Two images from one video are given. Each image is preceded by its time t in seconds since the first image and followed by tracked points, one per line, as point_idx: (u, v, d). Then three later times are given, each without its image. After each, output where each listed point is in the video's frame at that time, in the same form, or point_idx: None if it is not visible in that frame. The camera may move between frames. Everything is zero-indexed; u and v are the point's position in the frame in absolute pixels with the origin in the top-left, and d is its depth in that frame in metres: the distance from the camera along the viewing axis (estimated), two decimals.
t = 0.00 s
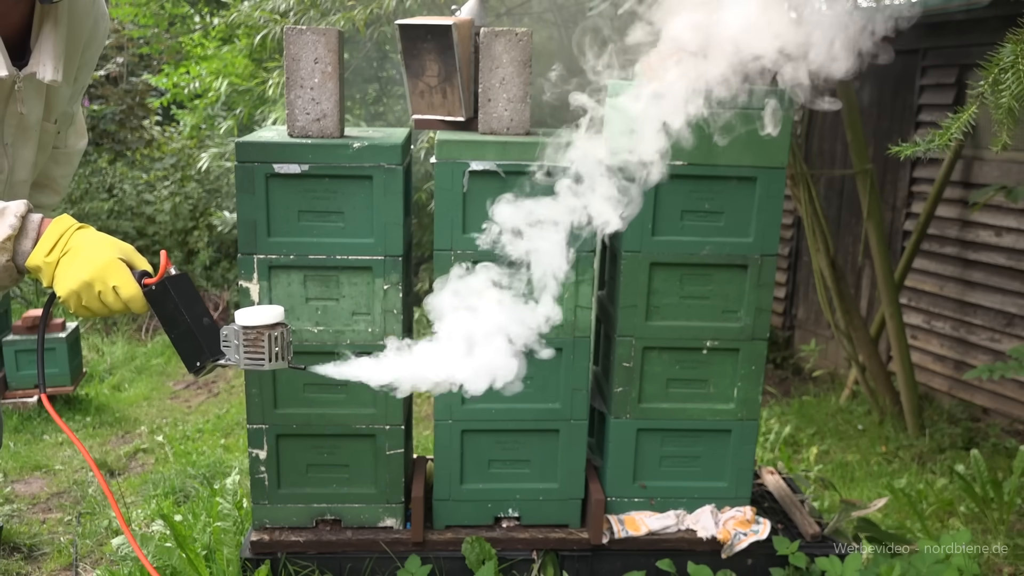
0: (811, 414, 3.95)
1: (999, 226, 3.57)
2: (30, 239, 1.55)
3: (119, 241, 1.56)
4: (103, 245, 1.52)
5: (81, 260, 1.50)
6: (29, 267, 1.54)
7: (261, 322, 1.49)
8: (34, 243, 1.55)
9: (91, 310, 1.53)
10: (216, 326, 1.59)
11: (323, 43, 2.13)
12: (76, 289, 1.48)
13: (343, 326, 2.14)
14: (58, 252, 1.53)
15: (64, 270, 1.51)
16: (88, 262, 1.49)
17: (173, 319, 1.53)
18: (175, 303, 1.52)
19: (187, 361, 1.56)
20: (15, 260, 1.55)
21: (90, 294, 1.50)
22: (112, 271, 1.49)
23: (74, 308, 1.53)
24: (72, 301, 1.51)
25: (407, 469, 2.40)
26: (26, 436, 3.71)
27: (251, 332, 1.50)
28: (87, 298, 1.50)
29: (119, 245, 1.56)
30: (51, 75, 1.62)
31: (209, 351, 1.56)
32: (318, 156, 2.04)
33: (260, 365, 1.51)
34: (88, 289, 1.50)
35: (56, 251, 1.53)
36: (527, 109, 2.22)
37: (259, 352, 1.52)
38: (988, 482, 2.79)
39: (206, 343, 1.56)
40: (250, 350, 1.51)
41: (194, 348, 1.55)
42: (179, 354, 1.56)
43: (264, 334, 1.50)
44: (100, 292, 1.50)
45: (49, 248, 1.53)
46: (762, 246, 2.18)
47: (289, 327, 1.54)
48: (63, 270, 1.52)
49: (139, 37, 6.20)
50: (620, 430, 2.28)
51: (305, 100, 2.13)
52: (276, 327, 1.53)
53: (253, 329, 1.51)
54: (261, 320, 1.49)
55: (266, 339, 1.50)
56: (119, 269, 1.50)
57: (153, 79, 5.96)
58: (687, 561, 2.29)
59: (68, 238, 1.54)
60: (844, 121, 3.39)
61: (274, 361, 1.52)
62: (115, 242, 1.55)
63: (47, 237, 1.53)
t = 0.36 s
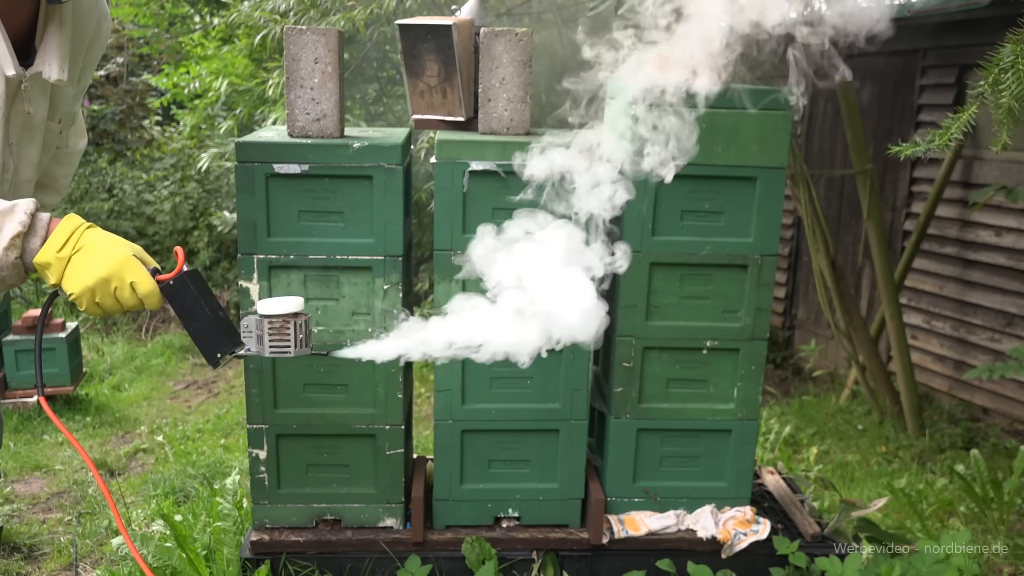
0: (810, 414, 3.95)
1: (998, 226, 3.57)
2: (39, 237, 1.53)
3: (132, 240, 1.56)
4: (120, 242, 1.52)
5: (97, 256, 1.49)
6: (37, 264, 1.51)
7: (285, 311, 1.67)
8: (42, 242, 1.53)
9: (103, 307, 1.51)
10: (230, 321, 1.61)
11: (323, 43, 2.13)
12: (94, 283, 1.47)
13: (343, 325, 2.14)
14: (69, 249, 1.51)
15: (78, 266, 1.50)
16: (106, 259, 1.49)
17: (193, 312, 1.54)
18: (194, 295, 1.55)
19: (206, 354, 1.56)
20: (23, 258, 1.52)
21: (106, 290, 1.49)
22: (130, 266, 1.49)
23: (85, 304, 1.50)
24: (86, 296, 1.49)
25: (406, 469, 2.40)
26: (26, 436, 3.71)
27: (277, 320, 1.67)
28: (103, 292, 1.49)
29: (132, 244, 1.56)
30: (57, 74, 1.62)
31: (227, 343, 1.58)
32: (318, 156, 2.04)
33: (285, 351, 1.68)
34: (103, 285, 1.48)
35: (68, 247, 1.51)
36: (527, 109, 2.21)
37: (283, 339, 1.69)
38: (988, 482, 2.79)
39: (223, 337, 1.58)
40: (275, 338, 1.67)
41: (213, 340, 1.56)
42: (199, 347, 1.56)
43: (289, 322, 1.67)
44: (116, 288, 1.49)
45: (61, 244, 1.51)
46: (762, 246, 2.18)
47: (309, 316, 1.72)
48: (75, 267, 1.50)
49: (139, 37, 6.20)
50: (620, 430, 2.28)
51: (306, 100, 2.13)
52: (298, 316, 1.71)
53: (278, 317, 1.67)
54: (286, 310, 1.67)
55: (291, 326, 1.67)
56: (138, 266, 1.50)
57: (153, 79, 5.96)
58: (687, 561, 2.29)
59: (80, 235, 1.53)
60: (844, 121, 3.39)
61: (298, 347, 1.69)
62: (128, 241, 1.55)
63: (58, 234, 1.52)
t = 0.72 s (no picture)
0: (810, 414, 3.95)
1: (998, 226, 3.57)
2: (56, 233, 1.52)
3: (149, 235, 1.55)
4: (139, 236, 1.51)
5: (118, 251, 1.48)
6: (55, 260, 1.49)
7: (308, 300, 1.67)
8: (60, 237, 1.52)
9: (125, 302, 1.50)
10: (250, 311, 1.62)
11: (323, 43, 2.13)
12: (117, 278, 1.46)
13: (343, 326, 2.15)
14: (88, 245, 1.50)
15: (98, 261, 1.49)
16: (127, 253, 1.48)
17: (214, 304, 1.55)
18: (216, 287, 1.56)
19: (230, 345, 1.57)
20: (40, 254, 1.51)
21: (128, 285, 1.48)
22: (152, 261, 1.49)
23: (108, 300, 1.49)
24: (108, 292, 1.47)
25: (406, 469, 2.40)
26: (26, 435, 3.71)
27: (300, 309, 1.67)
28: (125, 287, 1.48)
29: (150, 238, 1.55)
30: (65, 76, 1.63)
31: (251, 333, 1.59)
32: (319, 156, 2.04)
33: (310, 340, 1.68)
34: (126, 280, 1.47)
35: (87, 243, 1.50)
36: (527, 109, 2.22)
37: (307, 328, 1.69)
38: (988, 482, 2.79)
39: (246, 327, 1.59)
40: (298, 327, 1.68)
41: (238, 331, 1.57)
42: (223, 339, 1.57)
43: (312, 310, 1.67)
44: (138, 283, 1.48)
45: (79, 240, 1.49)
46: (762, 246, 2.18)
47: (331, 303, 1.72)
48: (96, 263, 1.49)
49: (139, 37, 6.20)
50: (620, 430, 2.28)
51: (306, 100, 2.13)
52: (320, 303, 1.71)
53: (301, 306, 1.68)
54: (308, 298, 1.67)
55: (314, 314, 1.67)
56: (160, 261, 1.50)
57: (153, 79, 5.96)
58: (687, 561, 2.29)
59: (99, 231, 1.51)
60: (844, 121, 3.39)
61: (322, 334, 1.70)
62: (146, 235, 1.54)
63: (76, 230, 1.50)
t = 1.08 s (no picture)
0: (810, 414, 3.95)
1: (998, 226, 3.57)
2: (70, 231, 1.50)
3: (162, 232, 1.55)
4: (154, 233, 1.51)
5: (134, 248, 1.48)
6: (68, 258, 1.48)
7: (322, 296, 1.66)
8: (72, 236, 1.51)
9: (139, 300, 1.50)
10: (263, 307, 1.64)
11: (323, 43, 2.13)
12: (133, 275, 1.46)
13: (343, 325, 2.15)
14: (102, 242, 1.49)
15: (113, 259, 1.48)
16: (143, 251, 1.48)
17: (229, 300, 1.56)
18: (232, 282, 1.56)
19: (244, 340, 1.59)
20: (54, 252, 1.49)
21: (144, 282, 1.47)
22: (167, 258, 1.49)
23: (123, 298, 1.48)
24: (124, 289, 1.47)
25: (407, 469, 2.40)
26: (26, 435, 3.72)
27: (315, 305, 1.67)
28: (141, 285, 1.47)
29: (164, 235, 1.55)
30: (73, 78, 1.63)
31: (265, 329, 1.61)
32: (319, 156, 2.04)
33: (325, 335, 1.68)
34: (141, 277, 1.47)
35: (101, 240, 1.49)
36: (526, 109, 2.21)
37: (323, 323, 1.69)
38: (988, 482, 2.79)
39: (259, 323, 1.61)
40: (313, 323, 1.67)
41: (252, 327, 1.59)
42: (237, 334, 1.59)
43: (327, 307, 1.67)
44: (154, 280, 1.48)
45: (94, 237, 1.48)
46: (762, 246, 2.18)
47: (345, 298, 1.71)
48: (110, 260, 1.48)
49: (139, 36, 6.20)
50: (620, 430, 2.28)
51: (306, 100, 2.13)
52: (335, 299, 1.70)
53: (316, 302, 1.67)
54: (323, 294, 1.66)
55: (329, 310, 1.67)
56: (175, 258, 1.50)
57: (153, 79, 5.96)
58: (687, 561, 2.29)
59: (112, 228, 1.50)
60: (844, 121, 3.39)
61: (337, 330, 1.69)
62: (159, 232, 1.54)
63: (90, 227, 1.49)
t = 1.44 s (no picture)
0: (810, 414, 3.95)
1: (999, 226, 3.57)
2: (79, 229, 1.51)
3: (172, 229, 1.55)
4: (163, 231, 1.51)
5: (143, 246, 1.48)
6: (78, 256, 1.48)
7: (332, 291, 1.67)
8: (82, 233, 1.51)
9: (149, 297, 1.50)
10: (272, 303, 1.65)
11: (323, 43, 2.13)
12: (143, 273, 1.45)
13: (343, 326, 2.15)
14: (112, 240, 1.49)
15: (123, 256, 1.48)
16: (153, 249, 1.48)
17: (239, 297, 1.57)
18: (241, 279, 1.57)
19: (254, 337, 1.60)
20: (63, 250, 1.50)
21: (154, 279, 1.47)
22: (177, 255, 1.49)
23: (132, 295, 1.48)
24: (134, 287, 1.47)
25: (407, 469, 2.40)
26: (26, 435, 3.72)
27: (325, 301, 1.67)
28: (151, 282, 1.47)
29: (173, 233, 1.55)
30: (73, 79, 1.64)
31: (274, 325, 1.62)
32: (319, 156, 2.04)
33: (335, 331, 1.68)
34: (151, 275, 1.47)
35: (110, 238, 1.48)
36: (526, 109, 2.21)
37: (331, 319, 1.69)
38: (988, 482, 2.79)
39: (269, 320, 1.62)
40: (323, 319, 1.67)
41: (262, 323, 1.61)
42: (247, 332, 1.60)
43: (336, 302, 1.67)
44: (163, 278, 1.48)
45: (103, 235, 1.48)
46: (762, 246, 2.18)
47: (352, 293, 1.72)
48: (120, 258, 1.48)
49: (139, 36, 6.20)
50: (620, 430, 2.28)
51: (306, 100, 2.13)
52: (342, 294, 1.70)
53: (325, 298, 1.67)
54: (332, 290, 1.66)
55: (339, 305, 1.68)
56: (185, 255, 1.50)
57: (153, 79, 5.96)
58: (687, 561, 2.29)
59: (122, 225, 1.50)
60: (845, 121, 3.39)
61: (345, 325, 1.70)
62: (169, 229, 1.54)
63: (98, 225, 1.49)
